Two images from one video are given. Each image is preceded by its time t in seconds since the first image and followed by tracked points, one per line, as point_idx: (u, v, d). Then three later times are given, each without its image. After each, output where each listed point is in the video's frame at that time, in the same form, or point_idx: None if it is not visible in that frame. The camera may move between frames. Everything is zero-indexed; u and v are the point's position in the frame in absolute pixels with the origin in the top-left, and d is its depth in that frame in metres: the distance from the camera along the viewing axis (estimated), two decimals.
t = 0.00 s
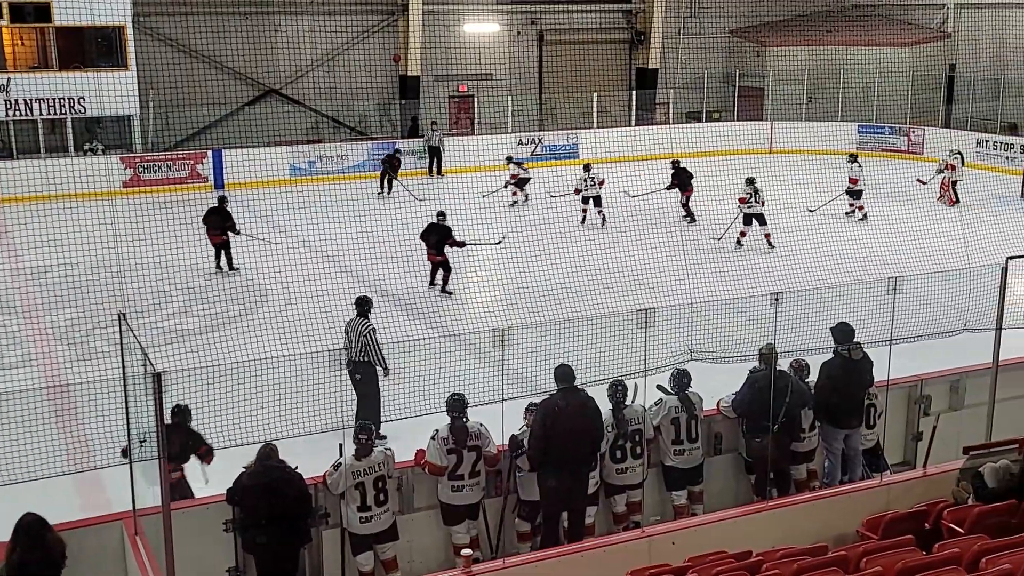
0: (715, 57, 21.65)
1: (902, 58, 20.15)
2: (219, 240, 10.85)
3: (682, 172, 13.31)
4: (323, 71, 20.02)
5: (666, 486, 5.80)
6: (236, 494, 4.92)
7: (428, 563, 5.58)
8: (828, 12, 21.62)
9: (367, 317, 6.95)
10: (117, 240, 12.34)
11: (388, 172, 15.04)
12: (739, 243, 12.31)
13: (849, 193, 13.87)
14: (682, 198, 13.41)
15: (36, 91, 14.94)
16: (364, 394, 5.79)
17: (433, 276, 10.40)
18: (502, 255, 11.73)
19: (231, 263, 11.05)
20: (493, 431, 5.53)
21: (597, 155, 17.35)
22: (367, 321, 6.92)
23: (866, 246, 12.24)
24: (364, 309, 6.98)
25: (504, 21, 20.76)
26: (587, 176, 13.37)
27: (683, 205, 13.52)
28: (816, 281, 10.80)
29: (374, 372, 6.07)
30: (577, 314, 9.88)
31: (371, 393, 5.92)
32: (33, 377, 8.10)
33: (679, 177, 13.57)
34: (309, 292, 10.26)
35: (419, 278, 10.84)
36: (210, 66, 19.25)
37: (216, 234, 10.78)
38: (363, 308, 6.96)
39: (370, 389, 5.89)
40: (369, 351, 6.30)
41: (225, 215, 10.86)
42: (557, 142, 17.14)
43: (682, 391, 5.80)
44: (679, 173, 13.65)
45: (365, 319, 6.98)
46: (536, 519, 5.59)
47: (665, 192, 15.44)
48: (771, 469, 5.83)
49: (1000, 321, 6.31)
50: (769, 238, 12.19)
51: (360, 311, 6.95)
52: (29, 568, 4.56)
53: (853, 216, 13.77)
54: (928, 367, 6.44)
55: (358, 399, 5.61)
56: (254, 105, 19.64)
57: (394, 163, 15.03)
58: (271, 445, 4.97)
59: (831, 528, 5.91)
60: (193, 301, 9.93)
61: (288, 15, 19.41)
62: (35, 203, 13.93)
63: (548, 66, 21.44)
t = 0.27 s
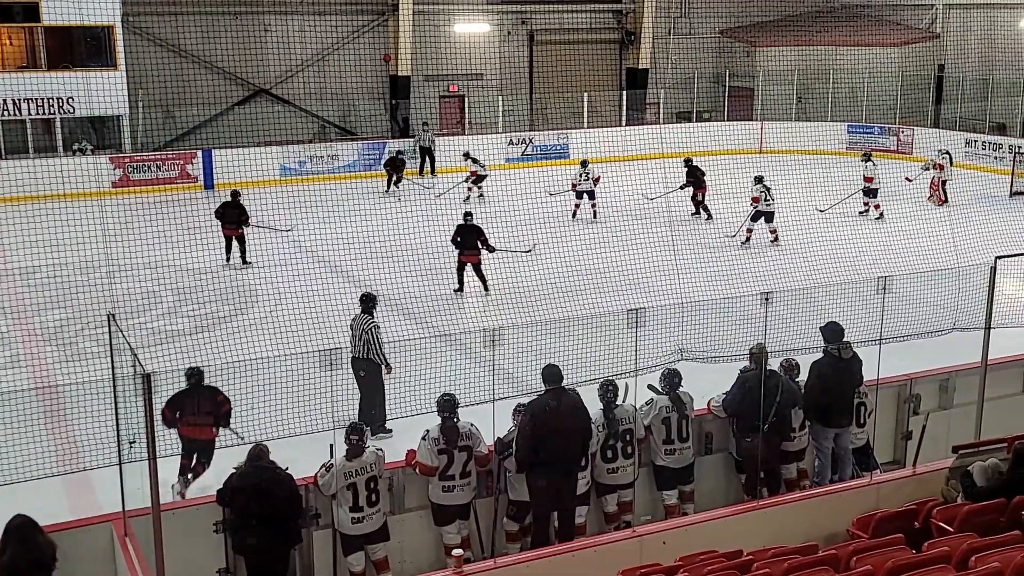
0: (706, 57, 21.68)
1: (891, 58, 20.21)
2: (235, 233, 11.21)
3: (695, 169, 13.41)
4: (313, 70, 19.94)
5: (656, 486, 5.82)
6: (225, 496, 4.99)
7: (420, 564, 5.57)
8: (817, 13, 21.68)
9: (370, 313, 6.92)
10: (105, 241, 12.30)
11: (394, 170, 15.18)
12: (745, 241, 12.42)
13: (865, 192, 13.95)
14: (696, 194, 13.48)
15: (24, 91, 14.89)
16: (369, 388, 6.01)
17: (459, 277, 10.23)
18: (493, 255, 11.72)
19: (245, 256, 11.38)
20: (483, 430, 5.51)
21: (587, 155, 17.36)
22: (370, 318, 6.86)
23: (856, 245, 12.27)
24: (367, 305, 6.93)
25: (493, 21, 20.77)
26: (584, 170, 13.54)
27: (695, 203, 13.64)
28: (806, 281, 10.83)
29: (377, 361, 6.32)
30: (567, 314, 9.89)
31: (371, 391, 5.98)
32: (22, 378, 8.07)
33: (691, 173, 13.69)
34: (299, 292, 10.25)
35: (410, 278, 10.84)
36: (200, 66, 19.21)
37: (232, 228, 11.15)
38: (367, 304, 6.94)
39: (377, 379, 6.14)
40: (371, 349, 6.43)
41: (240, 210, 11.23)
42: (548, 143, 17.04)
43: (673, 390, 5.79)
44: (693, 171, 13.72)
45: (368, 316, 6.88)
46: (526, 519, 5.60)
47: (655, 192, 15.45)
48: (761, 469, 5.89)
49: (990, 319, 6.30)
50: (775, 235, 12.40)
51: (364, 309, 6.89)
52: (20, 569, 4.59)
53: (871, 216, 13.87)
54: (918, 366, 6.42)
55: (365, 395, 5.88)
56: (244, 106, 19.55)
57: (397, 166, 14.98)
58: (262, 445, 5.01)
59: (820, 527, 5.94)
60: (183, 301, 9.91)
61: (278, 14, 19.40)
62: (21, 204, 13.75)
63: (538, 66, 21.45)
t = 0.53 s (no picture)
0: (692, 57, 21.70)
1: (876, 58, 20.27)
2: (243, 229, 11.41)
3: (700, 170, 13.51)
4: (300, 70, 19.92)
5: (643, 485, 5.81)
6: (212, 496, 4.91)
7: (407, 565, 5.59)
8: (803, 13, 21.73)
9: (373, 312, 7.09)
10: (89, 241, 12.24)
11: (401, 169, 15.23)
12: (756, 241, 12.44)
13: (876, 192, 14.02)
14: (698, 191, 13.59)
15: (8, 91, 14.81)
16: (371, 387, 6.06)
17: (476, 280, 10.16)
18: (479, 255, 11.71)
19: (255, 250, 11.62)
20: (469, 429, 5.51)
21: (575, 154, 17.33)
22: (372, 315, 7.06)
23: (842, 245, 12.30)
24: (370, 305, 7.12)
25: (480, 21, 20.74)
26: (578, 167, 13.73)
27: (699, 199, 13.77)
28: (792, 281, 10.85)
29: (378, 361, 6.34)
30: (554, 315, 9.88)
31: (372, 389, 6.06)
32: (6, 379, 8.03)
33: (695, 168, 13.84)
34: (286, 292, 10.23)
35: (397, 278, 10.82)
36: (185, 66, 19.14)
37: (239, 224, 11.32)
38: (370, 303, 7.15)
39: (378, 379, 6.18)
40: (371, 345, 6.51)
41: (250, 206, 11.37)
42: (535, 143, 17.00)
43: (662, 388, 5.81)
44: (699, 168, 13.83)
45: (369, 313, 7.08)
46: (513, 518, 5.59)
47: (642, 192, 15.46)
48: (747, 468, 5.89)
49: (974, 318, 6.34)
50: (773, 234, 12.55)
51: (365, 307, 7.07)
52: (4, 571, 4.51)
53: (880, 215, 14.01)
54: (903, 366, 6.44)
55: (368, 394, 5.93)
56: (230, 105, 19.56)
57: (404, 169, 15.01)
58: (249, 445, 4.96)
59: (806, 526, 5.93)
60: (168, 302, 9.87)
61: (263, 14, 19.35)
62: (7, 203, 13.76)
63: (525, 66, 21.44)
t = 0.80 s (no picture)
0: (687, 57, 21.71)
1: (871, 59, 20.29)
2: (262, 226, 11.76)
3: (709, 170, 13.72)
4: (295, 69, 19.92)
5: (637, 485, 5.81)
6: (206, 495, 4.90)
7: (401, 564, 5.58)
8: (798, 13, 21.73)
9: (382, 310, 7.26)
10: (85, 240, 12.24)
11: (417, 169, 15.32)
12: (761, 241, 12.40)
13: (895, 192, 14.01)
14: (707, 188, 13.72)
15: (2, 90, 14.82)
16: (378, 384, 6.06)
17: (501, 282, 10.05)
18: (474, 254, 11.73)
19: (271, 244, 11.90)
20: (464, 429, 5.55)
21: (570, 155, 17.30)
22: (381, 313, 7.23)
23: (838, 245, 12.31)
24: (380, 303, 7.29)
25: (474, 20, 20.75)
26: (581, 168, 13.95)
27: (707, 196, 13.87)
28: (787, 281, 10.86)
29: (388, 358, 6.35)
30: (548, 315, 9.91)
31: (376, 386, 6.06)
32: None
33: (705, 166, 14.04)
34: (281, 292, 10.23)
35: (392, 278, 10.81)
36: (180, 65, 19.16)
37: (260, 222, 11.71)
38: (380, 301, 7.33)
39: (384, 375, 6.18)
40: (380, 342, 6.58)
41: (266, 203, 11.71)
42: (529, 142, 16.99)
43: (657, 389, 5.80)
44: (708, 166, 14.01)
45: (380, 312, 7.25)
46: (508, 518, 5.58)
47: (638, 193, 15.47)
48: (742, 468, 5.88)
49: (969, 319, 6.36)
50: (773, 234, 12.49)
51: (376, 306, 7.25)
52: None
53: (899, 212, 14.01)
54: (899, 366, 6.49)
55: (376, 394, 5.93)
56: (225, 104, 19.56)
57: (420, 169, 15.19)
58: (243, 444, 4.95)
59: (801, 526, 5.91)
60: (163, 301, 9.86)
61: (258, 13, 19.39)
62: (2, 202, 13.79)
63: (519, 66, 21.45)
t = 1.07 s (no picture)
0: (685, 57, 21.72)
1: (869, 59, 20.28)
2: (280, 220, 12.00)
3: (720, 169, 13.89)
4: (293, 68, 19.90)
5: (634, 485, 5.80)
6: (203, 494, 4.93)
7: (398, 563, 5.58)
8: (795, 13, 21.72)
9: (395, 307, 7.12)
10: (82, 239, 12.23)
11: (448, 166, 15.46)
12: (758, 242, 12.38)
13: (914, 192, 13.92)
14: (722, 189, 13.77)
15: None
16: (390, 389, 6.24)
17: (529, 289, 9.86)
18: (472, 254, 11.74)
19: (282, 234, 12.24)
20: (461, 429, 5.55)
21: (569, 154, 17.24)
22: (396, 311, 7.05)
23: (836, 246, 12.31)
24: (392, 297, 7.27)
25: (472, 19, 20.73)
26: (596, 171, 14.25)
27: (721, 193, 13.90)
28: (785, 281, 10.86)
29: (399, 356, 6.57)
30: (546, 314, 9.91)
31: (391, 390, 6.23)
32: None
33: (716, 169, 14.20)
34: (279, 291, 10.23)
35: (389, 277, 10.80)
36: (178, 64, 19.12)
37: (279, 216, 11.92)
38: (392, 298, 7.12)
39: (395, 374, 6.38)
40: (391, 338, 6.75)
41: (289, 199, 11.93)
42: (528, 142, 17.00)
43: (652, 389, 5.80)
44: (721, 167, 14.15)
45: (392, 311, 7.03)
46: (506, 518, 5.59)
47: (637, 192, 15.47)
48: (739, 468, 5.86)
49: (968, 320, 6.35)
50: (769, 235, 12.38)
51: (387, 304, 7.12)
52: None
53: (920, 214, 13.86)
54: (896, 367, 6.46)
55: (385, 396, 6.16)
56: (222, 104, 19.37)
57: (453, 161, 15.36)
58: (242, 443, 5.01)
59: (797, 524, 5.96)
60: (161, 300, 9.86)
61: (255, 13, 19.32)
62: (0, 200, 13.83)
63: (517, 66, 21.44)
